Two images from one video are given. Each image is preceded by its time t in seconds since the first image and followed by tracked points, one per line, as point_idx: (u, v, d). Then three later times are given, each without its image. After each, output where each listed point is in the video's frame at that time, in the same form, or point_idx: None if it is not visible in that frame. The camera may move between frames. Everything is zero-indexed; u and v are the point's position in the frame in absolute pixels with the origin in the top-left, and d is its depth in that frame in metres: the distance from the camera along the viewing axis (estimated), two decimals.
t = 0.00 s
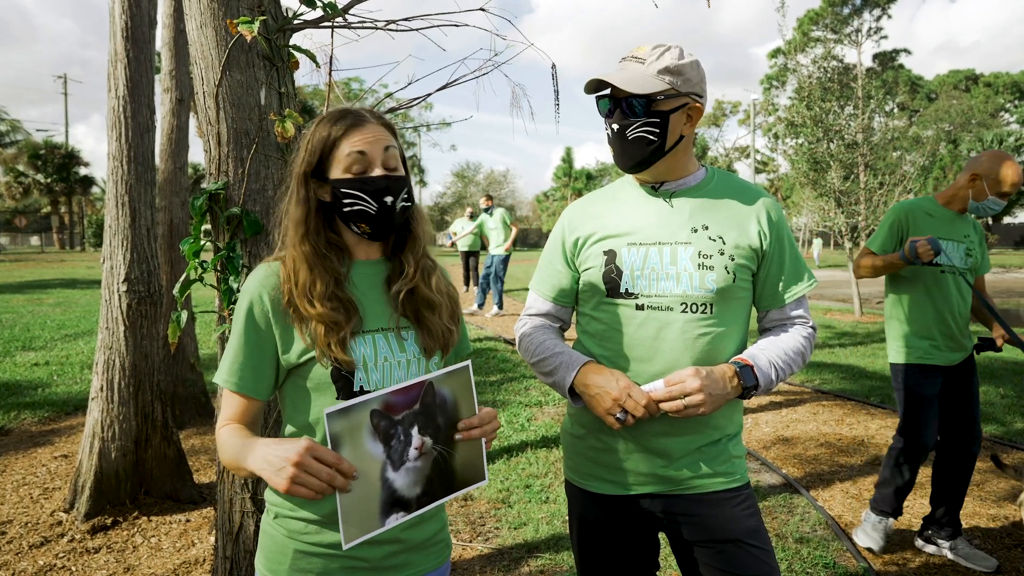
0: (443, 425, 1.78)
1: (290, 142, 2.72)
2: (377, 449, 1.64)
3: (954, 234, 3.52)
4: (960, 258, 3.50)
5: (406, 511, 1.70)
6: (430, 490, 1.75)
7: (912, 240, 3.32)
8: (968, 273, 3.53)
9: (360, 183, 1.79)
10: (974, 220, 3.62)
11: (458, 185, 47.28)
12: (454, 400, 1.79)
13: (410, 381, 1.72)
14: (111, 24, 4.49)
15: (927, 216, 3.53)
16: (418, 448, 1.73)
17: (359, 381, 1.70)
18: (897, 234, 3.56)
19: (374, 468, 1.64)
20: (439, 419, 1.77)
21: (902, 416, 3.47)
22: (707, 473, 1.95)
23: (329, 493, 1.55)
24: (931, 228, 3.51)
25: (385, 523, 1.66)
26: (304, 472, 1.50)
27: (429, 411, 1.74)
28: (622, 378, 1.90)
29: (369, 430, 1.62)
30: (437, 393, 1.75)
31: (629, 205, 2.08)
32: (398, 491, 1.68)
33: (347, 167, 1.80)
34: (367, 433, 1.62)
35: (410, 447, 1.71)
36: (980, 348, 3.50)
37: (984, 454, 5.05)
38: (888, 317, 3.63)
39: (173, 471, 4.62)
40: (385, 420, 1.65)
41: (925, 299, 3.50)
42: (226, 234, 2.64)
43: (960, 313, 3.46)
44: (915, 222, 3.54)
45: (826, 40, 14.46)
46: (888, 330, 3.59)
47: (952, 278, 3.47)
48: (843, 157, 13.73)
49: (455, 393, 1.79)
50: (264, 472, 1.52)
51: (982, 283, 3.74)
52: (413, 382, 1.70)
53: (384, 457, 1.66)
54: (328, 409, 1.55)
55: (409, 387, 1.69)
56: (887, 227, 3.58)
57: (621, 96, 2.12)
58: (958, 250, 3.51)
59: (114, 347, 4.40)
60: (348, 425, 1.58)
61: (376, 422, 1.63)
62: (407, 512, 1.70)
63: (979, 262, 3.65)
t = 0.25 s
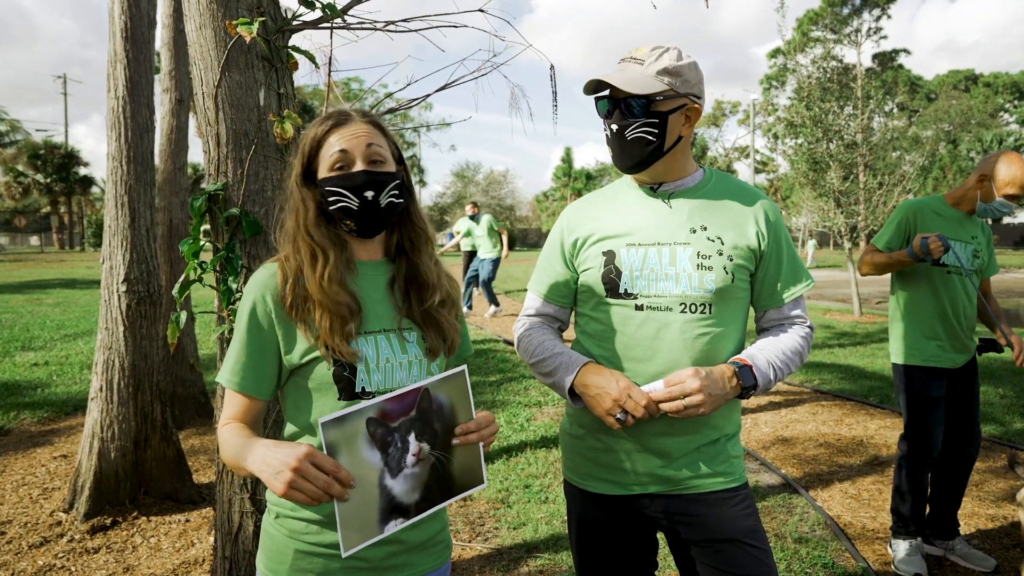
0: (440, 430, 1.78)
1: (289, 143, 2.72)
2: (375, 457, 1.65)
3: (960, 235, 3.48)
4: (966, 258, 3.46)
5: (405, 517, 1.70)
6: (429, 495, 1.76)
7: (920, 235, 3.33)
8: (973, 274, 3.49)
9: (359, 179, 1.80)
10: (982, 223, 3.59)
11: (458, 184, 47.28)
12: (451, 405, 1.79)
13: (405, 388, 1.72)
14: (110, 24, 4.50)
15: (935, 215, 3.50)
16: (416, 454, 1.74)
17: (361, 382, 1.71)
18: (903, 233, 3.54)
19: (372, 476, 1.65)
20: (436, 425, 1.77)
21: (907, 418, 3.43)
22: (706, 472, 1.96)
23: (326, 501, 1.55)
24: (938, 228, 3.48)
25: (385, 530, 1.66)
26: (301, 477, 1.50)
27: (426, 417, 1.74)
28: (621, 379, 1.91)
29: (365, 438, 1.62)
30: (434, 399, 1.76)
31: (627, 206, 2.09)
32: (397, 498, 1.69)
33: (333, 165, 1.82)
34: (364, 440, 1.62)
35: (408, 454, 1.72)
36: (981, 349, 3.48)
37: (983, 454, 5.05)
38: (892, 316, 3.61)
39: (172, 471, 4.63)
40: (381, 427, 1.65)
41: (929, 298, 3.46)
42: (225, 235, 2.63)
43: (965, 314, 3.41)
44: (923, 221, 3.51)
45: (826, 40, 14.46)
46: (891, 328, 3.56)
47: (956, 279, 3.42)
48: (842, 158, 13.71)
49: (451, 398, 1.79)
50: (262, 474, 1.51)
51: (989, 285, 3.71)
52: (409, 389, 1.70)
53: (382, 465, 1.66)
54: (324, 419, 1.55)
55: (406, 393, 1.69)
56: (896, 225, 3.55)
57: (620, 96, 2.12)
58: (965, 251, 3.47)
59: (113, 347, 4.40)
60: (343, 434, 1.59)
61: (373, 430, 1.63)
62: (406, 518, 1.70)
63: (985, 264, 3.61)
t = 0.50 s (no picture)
0: (435, 433, 1.78)
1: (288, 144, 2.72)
2: (370, 462, 1.64)
3: (959, 236, 3.48)
4: (966, 259, 3.46)
5: (403, 522, 1.70)
6: (426, 499, 1.75)
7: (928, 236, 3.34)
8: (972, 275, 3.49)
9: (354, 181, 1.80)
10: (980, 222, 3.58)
11: (457, 184, 47.27)
12: (445, 408, 1.79)
13: (398, 392, 1.72)
14: (109, 25, 4.49)
15: (934, 216, 3.51)
16: (411, 458, 1.74)
17: (359, 383, 1.70)
18: (903, 233, 3.55)
19: (367, 480, 1.64)
20: (430, 428, 1.77)
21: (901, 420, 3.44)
22: (705, 473, 1.96)
23: (320, 504, 1.54)
24: (936, 228, 3.49)
25: (383, 535, 1.66)
26: (297, 477, 1.50)
27: (420, 420, 1.74)
28: (622, 381, 1.90)
29: (359, 443, 1.62)
30: (427, 402, 1.75)
31: (626, 207, 2.08)
32: (394, 502, 1.69)
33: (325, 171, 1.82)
34: (358, 446, 1.62)
35: (403, 458, 1.71)
36: (981, 350, 3.47)
37: (983, 455, 5.05)
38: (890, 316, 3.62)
39: (172, 471, 4.62)
40: (375, 431, 1.65)
41: (928, 298, 3.47)
42: (223, 236, 2.62)
43: (964, 315, 3.42)
44: (922, 222, 3.51)
45: (826, 40, 14.45)
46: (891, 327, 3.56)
47: (955, 280, 3.43)
48: (842, 157, 13.68)
49: (445, 401, 1.79)
50: (258, 471, 1.51)
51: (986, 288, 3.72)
52: (401, 393, 1.70)
53: (378, 470, 1.66)
54: (316, 424, 1.54)
55: (399, 398, 1.68)
56: (893, 225, 3.56)
57: (620, 98, 2.12)
58: (963, 252, 3.46)
59: (112, 347, 4.40)
60: (337, 439, 1.58)
61: (366, 434, 1.63)
62: (404, 522, 1.70)
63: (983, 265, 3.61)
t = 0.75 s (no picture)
0: (433, 435, 1.78)
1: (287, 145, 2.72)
2: (369, 463, 1.64)
3: (961, 235, 3.47)
4: (967, 258, 3.46)
5: (401, 522, 1.70)
6: (424, 500, 1.75)
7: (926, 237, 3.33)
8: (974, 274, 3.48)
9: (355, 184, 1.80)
10: (984, 220, 3.56)
11: (457, 184, 47.26)
12: (443, 410, 1.79)
13: (397, 393, 1.71)
14: (109, 25, 4.50)
15: (935, 216, 3.50)
16: (410, 459, 1.73)
17: (358, 385, 1.70)
18: (904, 234, 3.55)
19: (366, 481, 1.64)
20: (429, 430, 1.76)
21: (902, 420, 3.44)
22: (706, 475, 1.95)
23: (319, 505, 1.53)
24: (937, 228, 3.48)
25: (381, 536, 1.66)
26: (297, 478, 1.50)
27: (418, 422, 1.74)
28: (622, 383, 1.90)
29: (359, 444, 1.62)
30: (426, 403, 1.75)
31: (627, 208, 2.08)
32: (392, 503, 1.68)
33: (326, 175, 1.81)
34: (357, 447, 1.61)
35: (402, 459, 1.71)
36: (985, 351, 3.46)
37: (983, 455, 5.05)
38: (891, 316, 3.62)
39: (171, 472, 4.62)
40: (374, 433, 1.65)
41: (930, 298, 3.46)
42: (223, 237, 2.62)
43: (967, 317, 3.41)
44: (922, 222, 3.51)
45: (825, 40, 14.43)
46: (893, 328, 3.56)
47: (957, 280, 3.41)
48: (842, 157, 13.63)
49: (444, 403, 1.79)
50: (258, 471, 1.51)
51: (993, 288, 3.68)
52: (400, 395, 1.69)
53: (376, 470, 1.66)
54: (315, 426, 1.54)
55: (397, 399, 1.68)
56: (894, 225, 3.56)
57: (621, 99, 2.12)
58: (964, 251, 3.46)
59: (112, 348, 4.39)
60: (336, 441, 1.58)
61: (365, 436, 1.63)
62: (402, 523, 1.70)
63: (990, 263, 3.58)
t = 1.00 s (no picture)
0: (434, 434, 1.78)
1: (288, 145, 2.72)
2: (370, 461, 1.65)
3: (969, 234, 3.46)
4: (975, 257, 3.47)
5: (400, 520, 1.70)
6: (423, 498, 1.75)
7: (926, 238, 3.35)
8: (985, 272, 3.48)
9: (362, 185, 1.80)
10: (995, 219, 3.54)
11: (457, 185, 47.24)
12: (444, 409, 1.79)
13: (398, 392, 1.72)
14: (109, 26, 4.50)
15: (941, 215, 3.50)
16: (410, 458, 1.74)
17: (358, 386, 1.71)
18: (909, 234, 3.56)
19: (367, 478, 1.64)
20: (429, 429, 1.77)
21: (910, 417, 3.44)
22: (706, 474, 1.96)
23: (321, 501, 1.54)
24: (945, 228, 3.48)
25: (380, 533, 1.66)
26: (299, 474, 1.50)
27: (420, 421, 1.74)
28: (623, 382, 1.90)
29: (360, 442, 1.62)
30: (427, 403, 1.75)
31: (627, 207, 2.08)
32: (393, 501, 1.69)
33: (332, 176, 1.81)
34: (358, 445, 1.62)
35: (402, 457, 1.71)
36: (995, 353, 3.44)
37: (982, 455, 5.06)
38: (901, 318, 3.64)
39: (171, 472, 4.62)
40: (376, 431, 1.65)
41: (939, 298, 3.48)
42: (224, 237, 2.62)
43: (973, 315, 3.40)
44: (928, 221, 3.52)
45: (825, 40, 14.42)
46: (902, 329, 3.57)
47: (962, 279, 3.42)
48: (842, 158, 13.51)
49: (445, 402, 1.79)
50: (259, 467, 1.51)
51: (1009, 287, 3.62)
52: (402, 393, 1.70)
53: (378, 468, 1.66)
54: (318, 423, 1.54)
55: (399, 398, 1.69)
56: (900, 226, 3.57)
57: (623, 98, 2.12)
58: (973, 250, 3.46)
59: (112, 348, 4.39)
60: (339, 438, 1.58)
61: (367, 434, 1.63)
62: (401, 521, 1.70)
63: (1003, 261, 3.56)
